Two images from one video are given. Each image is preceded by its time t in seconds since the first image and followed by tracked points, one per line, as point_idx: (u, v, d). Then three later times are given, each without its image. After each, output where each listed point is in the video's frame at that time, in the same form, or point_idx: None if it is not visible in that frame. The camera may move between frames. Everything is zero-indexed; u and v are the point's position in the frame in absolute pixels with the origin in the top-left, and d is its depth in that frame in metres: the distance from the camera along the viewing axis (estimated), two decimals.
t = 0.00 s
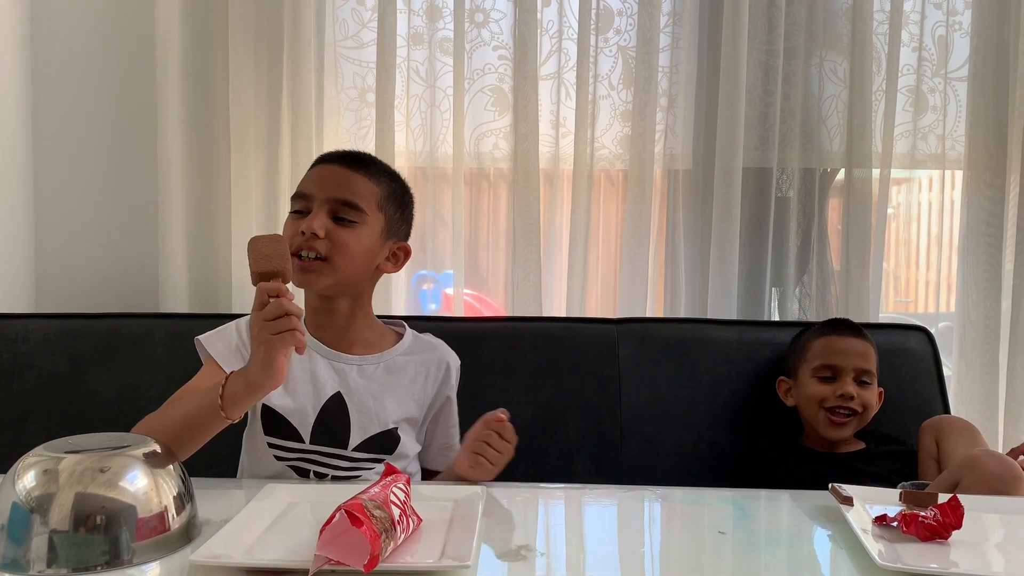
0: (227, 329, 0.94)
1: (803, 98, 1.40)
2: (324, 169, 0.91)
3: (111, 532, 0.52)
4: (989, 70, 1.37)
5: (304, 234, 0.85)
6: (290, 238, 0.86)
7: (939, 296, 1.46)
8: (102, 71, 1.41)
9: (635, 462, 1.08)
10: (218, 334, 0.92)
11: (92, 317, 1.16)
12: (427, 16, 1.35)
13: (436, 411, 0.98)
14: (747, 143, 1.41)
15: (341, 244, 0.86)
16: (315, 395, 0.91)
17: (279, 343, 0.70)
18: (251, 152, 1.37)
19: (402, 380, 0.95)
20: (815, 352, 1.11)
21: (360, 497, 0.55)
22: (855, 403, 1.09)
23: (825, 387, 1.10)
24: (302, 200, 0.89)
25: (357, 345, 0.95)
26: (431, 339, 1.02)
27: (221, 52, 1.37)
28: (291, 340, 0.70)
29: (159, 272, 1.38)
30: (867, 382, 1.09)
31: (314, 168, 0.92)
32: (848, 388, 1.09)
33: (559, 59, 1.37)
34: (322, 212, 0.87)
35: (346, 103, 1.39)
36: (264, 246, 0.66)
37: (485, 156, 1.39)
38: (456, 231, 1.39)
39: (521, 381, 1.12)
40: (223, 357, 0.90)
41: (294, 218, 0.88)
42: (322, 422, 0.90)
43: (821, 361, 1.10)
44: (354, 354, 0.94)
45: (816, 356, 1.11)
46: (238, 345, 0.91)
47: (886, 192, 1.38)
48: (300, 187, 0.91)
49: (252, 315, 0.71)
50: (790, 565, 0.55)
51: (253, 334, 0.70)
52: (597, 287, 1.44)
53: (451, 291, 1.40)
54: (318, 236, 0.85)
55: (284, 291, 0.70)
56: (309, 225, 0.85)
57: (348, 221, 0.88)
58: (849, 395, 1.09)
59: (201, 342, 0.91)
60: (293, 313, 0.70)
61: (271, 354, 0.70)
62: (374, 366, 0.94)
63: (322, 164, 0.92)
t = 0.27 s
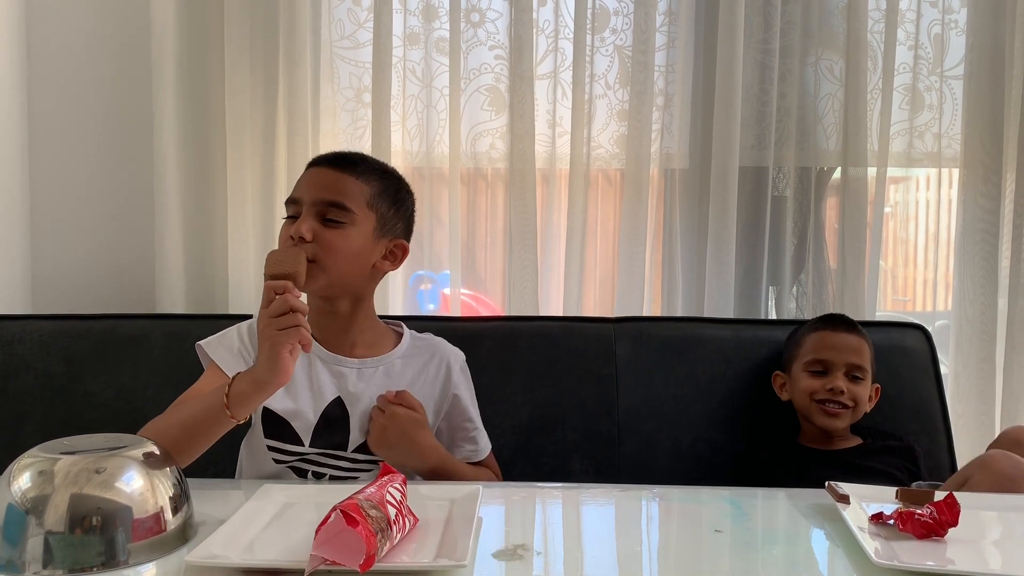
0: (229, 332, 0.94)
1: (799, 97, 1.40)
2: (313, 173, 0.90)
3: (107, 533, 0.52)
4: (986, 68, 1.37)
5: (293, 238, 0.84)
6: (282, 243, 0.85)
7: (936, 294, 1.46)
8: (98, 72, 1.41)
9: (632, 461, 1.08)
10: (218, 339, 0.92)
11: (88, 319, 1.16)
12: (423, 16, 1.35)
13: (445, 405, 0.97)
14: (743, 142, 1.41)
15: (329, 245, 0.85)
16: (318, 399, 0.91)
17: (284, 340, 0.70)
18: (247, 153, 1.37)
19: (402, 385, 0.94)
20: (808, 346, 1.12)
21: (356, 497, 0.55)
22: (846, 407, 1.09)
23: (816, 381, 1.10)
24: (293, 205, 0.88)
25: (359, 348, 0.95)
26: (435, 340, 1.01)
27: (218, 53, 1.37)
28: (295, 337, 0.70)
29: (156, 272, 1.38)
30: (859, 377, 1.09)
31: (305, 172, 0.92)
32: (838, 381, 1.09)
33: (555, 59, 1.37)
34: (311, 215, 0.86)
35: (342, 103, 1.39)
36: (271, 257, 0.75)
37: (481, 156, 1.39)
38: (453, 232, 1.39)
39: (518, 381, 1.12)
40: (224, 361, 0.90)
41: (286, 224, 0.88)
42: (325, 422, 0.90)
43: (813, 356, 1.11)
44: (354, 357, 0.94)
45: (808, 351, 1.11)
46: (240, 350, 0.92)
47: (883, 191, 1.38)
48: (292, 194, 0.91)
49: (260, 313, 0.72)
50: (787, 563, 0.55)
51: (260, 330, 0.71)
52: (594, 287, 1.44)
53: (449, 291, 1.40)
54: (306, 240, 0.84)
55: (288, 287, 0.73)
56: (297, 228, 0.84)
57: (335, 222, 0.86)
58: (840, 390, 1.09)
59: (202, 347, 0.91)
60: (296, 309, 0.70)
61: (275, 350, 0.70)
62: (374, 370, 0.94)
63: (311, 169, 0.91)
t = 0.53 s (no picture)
0: (233, 335, 0.95)
1: (797, 94, 1.40)
2: (307, 172, 0.90)
3: (105, 532, 0.52)
4: (983, 65, 1.37)
5: (284, 237, 0.84)
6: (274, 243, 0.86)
7: (935, 291, 1.46)
8: (95, 71, 1.41)
9: (631, 459, 1.08)
10: (222, 343, 0.93)
11: (87, 318, 1.15)
12: (421, 14, 1.35)
13: (441, 404, 0.94)
14: (741, 140, 1.41)
15: (320, 245, 0.84)
16: (313, 402, 0.91)
17: (263, 344, 0.71)
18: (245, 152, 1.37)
19: (396, 385, 0.94)
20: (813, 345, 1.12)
21: (355, 495, 0.55)
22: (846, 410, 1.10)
23: (822, 381, 1.10)
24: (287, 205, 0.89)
25: (354, 347, 0.95)
26: (435, 336, 1.00)
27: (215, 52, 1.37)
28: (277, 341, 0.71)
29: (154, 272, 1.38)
30: (864, 378, 1.10)
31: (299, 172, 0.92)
32: (845, 382, 1.09)
33: (553, 57, 1.37)
34: (302, 214, 0.86)
35: (340, 102, 1.39)
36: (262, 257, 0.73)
37: (480, 155, 1.39)
38: (452, 230, 1.39)
39: (517, 379, 1.11)
40: (226, 364, 0.91)
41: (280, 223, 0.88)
42: (322, 424, 0.90)
43: (818, 355, 1.11)
44: (349, 358, 0.94)
45: (813, 351, 1.11)
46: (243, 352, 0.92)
47: (881, 188, 1.38)
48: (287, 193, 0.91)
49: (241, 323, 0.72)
50: (786, 560, 0.55)
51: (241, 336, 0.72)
52: (593, 285, 1.44)
53: (447, 290, 1.40)
54: (296, 239, 0.84)
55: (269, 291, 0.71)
56: (288, 228, 0.84)
57: (327, 221, 0.86)
58: (846, 391, 1.09)
59: (206, 351, 0.92)
60: (275, 314, 0.70)
61: (257, 355, 0.71)
62: (369, 371, 0.93)
63: (306, 168, 0.91)
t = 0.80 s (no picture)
0: (232, 333, 0.95)
1: (796, 92, 1.40)
2: (311, 172, 0.90)
3: (105, 530, 0.52)
4: (983, 62, 1.37)
5: (283, 237, 0.84)
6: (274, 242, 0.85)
7: (935, 289, 1.46)
8: (94, 69, 1.41)
9: (631, 457, 1.08)
10: (220, 341, 0.93)
11: (86, 317, 1.15)
12: (420, 12, 1.35)
13: (440, 407, 0.94)
14: (741, 138, 1.41)
15: (319, 249, 0.84)
16: (312, 402, 0.91)
17: (261, 342, 0.71)
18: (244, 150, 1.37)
19: (396, 386, 0.94)
20: (806, 345, 1.12)
21: (355, 493, 0.55)
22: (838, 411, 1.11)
23: (814, 382, 1.11)
24: (290, 203, 0.88)
25: (352, 348, 0.95)
26: (435, 337, 1.00)
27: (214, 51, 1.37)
28: (278, 338, 0.71)
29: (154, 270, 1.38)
30: (857, 376, 1.11)
31: (304, 169, 0.91)
32: (837, 380, 1.10)
33: (553, 55, 1.37)
34: (303, 215, 0.85)
35: (340, 100, 1.39)
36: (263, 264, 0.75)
37: (480, 153, 1.39)
38: (452, 228, 1.39)
39: (517, 378, 1.12)
40: (225, 362, 0.91)
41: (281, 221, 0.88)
42: (321, 423, 0.90)
43: (811, 355, 1.12)
44: (349, 358, 0.94)
45: (805, 350, 1.12)
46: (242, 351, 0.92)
47: (880, 186, 1.38)
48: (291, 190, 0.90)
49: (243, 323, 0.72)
50: (788, 557, 0.55)
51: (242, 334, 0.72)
52: (593, 284, 1.44)
53: (447, 288, 1.40)
54: (295, 240, 0.83)
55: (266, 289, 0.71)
56: (288, 229, 0.84)
57: (329, 225, 0.86)
58: (838, 389, 1.10)
59: (205, 348, 0.92)
60: (276, 311, 0.70)
61: (258, 352, 0.71)
62: (369, 372, 0.93)
63: (311, 167, 0.91)
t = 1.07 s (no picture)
0: (235, 332, 0.95)
1: (797, 91, 1.40)
2: (313, 172, 0.90)
3: (107, 529, 0.52)
4: (985, 62, 1.37)
5: (286, 240, 0.84)
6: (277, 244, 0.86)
7: (936, 289, 1.46)
8: (95, 68, 1.41)
9: (631, 456, 1.09)
10: (223, 340, 0.93)
11: (87, 316, 1.15)
12: (422, 11, 1.35)
13: (441, 407, 0.94)
14: (742, 137, 1.41)
15: (321, 251, 0.84)
16: (315, 401, 0.92)
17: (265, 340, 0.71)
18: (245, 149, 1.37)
19: (399, 386, 0.94)
20: (795, 348, 1.12)
21: (356, 491, 0.55)
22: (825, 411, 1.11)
23: (805, 385, 1.10)
24: (292, 205, 0.88)
25: (355, 347, 0.95)
26: (438, 337, 1.00)
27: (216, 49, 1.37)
28: (282, 335, 0.70)
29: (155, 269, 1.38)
30: (848, 374, 1.10)
31: (305, 170, 0.91)
32: (827, 382, 1.10)
33: (554, 54, 1.37)
34: (304, 217, 0.85)
35: (341, 99, 1.39)
36: (269, 269, 0.77)
37: (481, 152, 1.39)
38: (453, 227, 1.39)
39: (517, 377, 1.12)
40: (228, 361, 0.91)
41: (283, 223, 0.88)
42: (324, 422, 0.91)
43: (800, 358, 1.11)
44: (351, 357, 0.94)
45: (795, 353, 1.11)
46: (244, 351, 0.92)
47: (880, 186, 1.38)
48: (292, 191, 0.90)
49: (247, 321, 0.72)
50: (789, 557, 0.55)
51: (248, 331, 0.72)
52: (593, 283, 1.44)
53: (448, 287, 1.40)
54: (298, 243, 0.83)
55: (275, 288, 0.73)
56: (290, 231, 0.84)
57: (331, 227, 0.86)
58: (828, 390, 1.10)
59: (208, 347, 0.92)
60: (281, 309, 0.70)
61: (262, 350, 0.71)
62: (371, 371, 0.93)
63: (312, 168, 0.90)
